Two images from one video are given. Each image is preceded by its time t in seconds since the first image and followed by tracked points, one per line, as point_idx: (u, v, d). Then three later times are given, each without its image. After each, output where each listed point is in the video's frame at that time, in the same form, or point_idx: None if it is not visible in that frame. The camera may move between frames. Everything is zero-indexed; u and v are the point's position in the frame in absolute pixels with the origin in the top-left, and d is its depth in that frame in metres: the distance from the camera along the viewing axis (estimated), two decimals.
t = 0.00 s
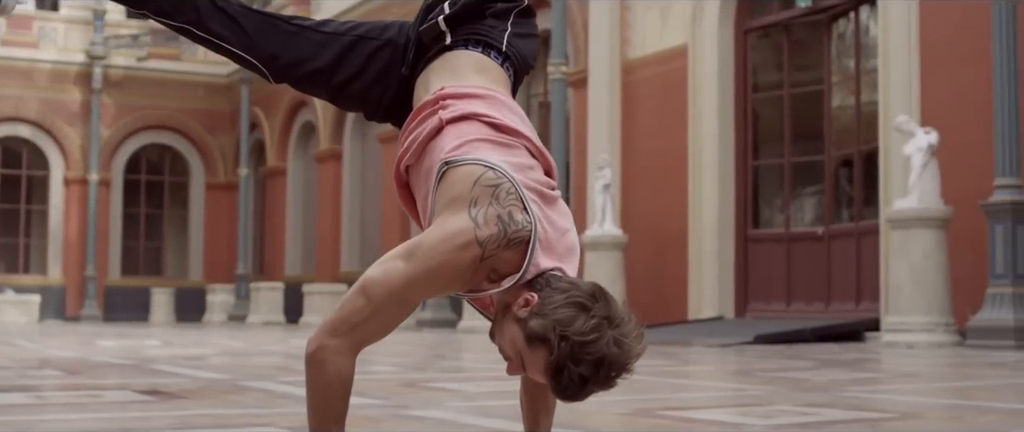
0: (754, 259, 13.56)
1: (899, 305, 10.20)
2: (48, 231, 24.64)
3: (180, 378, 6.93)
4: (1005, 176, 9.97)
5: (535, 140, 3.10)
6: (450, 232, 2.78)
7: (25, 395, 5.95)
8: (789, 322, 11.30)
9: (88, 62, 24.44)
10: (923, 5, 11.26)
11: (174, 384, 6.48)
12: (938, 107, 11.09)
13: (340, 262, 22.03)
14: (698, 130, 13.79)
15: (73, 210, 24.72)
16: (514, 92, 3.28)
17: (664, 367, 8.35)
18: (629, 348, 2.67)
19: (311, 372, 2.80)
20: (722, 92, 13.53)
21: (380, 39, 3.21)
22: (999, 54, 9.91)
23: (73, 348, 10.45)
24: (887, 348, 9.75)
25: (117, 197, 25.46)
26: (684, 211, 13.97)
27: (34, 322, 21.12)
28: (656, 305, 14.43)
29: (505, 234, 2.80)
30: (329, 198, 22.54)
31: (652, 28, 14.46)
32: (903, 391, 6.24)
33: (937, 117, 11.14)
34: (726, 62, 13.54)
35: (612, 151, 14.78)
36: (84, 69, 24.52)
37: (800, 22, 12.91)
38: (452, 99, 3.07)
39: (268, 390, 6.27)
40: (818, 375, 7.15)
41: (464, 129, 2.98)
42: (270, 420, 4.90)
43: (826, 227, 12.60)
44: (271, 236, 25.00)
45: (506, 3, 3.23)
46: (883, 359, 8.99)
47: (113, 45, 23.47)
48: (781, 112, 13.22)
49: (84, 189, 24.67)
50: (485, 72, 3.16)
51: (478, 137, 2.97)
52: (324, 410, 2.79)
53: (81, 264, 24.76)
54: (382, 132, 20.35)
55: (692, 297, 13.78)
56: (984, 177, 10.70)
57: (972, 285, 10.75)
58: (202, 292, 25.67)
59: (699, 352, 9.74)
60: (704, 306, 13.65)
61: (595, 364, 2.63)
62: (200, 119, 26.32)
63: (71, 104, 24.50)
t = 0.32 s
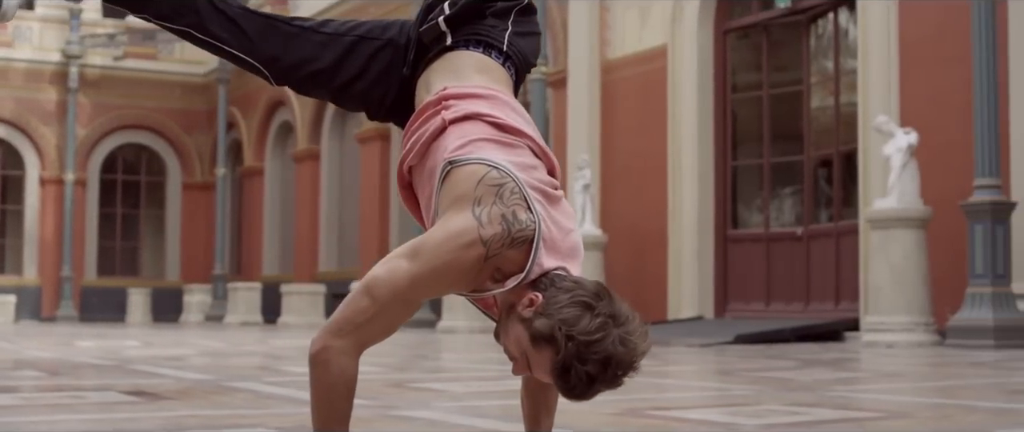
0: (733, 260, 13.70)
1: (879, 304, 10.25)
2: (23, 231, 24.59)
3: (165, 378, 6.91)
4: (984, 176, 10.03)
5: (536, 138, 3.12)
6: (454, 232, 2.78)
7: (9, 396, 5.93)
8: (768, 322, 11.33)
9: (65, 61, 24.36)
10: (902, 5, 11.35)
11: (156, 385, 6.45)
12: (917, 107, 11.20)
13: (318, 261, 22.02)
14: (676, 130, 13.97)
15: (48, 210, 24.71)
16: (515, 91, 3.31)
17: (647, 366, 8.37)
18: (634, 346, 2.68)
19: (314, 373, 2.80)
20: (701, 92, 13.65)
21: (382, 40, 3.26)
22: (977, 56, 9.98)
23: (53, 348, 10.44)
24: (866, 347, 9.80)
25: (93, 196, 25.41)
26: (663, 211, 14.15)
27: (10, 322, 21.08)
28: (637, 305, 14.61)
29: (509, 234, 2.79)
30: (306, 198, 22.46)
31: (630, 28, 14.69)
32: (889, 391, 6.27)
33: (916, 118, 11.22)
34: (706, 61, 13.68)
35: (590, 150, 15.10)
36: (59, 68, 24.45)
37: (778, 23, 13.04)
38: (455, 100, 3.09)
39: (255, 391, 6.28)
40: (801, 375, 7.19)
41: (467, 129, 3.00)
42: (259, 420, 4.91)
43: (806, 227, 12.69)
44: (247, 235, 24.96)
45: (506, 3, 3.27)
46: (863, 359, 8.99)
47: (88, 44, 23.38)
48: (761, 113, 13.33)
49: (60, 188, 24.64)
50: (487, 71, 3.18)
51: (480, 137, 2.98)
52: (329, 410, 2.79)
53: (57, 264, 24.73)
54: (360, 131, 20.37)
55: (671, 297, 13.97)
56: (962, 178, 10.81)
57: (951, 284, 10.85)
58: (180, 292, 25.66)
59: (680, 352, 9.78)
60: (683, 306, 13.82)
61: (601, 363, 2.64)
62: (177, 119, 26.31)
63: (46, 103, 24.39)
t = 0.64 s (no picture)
0: (714, 261, 13.85)
1: (861, 304, 10.29)
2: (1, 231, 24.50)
3: (150, 379, 6.87)
4: (966, 177, 10.09)
5: (538, 137, 3.14)
6: (459, 231, 2.78)
7: None
8: (748, 321, 11.39)
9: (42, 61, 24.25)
10: (882, 5, 11.46)
11: (142, 386, 6.43)
12: (898, 108, 11.29)
13: (297, 260, 22.05)
14: (658, 130, 14.08)
15: (26, 210, 24.63)
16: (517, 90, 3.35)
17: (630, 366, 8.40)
18: (642, 346, 2.69)
19: (320, 373, 2.79)
20: (682, 91, 13.80)
21: (382, 43, 3.29)
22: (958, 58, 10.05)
23: (33, 348, 10.40)
24: (847, 347, 9.84)
25: (71, 196, 25.34)
26: (645, 211, 14.23)
27: None
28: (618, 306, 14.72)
29: (515, 234, 2.80)
30: (285, 199, 22.48)
31: (611, 28, 14.79)
32: (875, 390, 6.31)
33: (896, 118, 11.33)
34: (687, 62, 13.83)
35: (571, 150, 15.16)
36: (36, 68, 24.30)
37: (761, 23, 13.27)
38: (457, 101, 3.11)
39: (240, 391, 6.28)
40: (785, 374, 7.24)
41: (470, 130, 3.02)
42: (248, 421, 4.92)
43: (787, 227, 12.94)
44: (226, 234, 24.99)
45: (507, 4, 3.29)
46: (844, 359, 9.02)
47: (66, 43, 23.32)
48: (743, 113, 13.52)
49: (37, 188, 24.55)
50: (488, 72, 3.22)
51: (484, 138, 3.00)
52: (334, 412, 2.78)
53: (34, 264, 24.65)
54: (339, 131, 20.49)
55: (653, 297, 14.08)
56: (943, 179, 10.90)
57: (931, 285, 10.93)
58: (157, 292, 25.65)
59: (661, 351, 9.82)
60: (665, 306, 13.94)
61: (610, 361, 2.65)
62: (155, 119, 26.33)
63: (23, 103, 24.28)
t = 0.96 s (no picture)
0: (695, 261, 13.92)
1: (844, 305, 10.33)
2: None
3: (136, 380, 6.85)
4: (947, 177, 10.15)
5: (540, 137, 3.15)
6: (463, 232, 2.78)
7: None
8: (730, 322, 11.41)
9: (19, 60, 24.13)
10: (864, 6, 11.52)
11: (128, 388, 6.40)
12: (880, 107, 11.34)
13: (277, 259, 22.00)
14: (639, 131, 14.13)
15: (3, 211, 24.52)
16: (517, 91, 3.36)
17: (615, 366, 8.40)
18: (647, 343, 2.69)
19: (324, 375, 2.79)
20: (664, 92, 13.84)
21: (382, 45, 3.29)
22: (940, 57, 10.10)
23: (13, 350, 10.34)
24: (828, 347, 9.88)
25: (49, 196, 25.22)
26: (626, 212, 14.27)
27: None
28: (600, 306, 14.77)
29: (518, 234, 2.80)
30: (264, 198, 22.43)
31: (593, 30, 14.81)
32: (862, 390, 6.33)
33: (877, 119, 11.41)
34: (669, 63, 13.88)
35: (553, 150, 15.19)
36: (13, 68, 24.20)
37: (743, 24, 13.35)
38: (458, 103, 3.11)
39: (226, 392, 6.26)
40: (771, 374, 7.26)
41: (472, 131, 3.02)
42: (239, 421, 4.91)
43: (769, 228, 13.04)
44: (205, 234, 24.94)
45: (506, 5, 3.31)
46: (828, 359, 9.05)
47: (43, 42, 23.23)
48: (724, 114, 13.59)
49: (15, 189, 24.44)
50: (489, 72, 3.22)
51: (487, 138, 3.00)
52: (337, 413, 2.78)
53: (12, 265, 24.52)
54: (320, 130, 20.49)
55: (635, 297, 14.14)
56: (924, 180, 10.96)
57: (912, 285, 11.00)
58: (135, 293, 25.55)
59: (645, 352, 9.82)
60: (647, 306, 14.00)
61: (616, 360, 2.65)
62: (133, 119, 26.29)
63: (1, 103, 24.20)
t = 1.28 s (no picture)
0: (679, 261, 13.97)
1: (827, 305, 10.37)
2: None
3: (123, 381, 6.83)
4: (930, 178, 10.20)
5: (541, 137, 3.15)
6: (465, 231, 2.77)
7: None
8: (714, 322, 11.46)
9: None
10: (847, 6, 11.59)
11: (117, 389, 6.39)
12: (863, 108, 11.40)
13: (258, 259, 22.00)
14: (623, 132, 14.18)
15: None
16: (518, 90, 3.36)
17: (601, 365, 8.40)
18: (650, 345, 2.69)
19: (326, 376, 2.78)
20: (647, 93, 13.88)
21: (383, 47, 3.29)
22: (923, 57, 10.15)
23: None
24: (812, 347, 9.91)
25: (29, 196, 25.16)
26: (609, 212, 14.31)
27: None
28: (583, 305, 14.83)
29: (520, 234, 2.79)
30: (246, 198, 22.41)
31: (576, 30, 14.85)
32: (851, 389, 6.34)
33: (860, 119, 11.47)
34: (652, 63, 13.93)
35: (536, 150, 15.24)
36: None
37: (725, 25, 13.43)
38: (458, 103, 3.12)
39: (217, 392, 6.27)
40: (758, 374, 7.27)
41: (473, 132, 3.02)
42: (232, 422, 4.91)
43: (751, 228, 13.13)
44: (186, 235, 24.93)
45: (506, 4, 3.31)
46: (813, 359, 9.08)
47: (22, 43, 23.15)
48: (708, 114, 13.65)
49: None
50: (488, 72, 3.23)
51: (489, 138, 3.00)
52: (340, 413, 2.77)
53: None
54: (301, 131, 20.54)
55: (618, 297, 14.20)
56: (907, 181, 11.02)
57: (895, 285, 11.06)
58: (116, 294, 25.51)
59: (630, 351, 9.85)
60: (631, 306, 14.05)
61: (620, 360, 2.65)
62: (114, 119, 26.25)
63: None
